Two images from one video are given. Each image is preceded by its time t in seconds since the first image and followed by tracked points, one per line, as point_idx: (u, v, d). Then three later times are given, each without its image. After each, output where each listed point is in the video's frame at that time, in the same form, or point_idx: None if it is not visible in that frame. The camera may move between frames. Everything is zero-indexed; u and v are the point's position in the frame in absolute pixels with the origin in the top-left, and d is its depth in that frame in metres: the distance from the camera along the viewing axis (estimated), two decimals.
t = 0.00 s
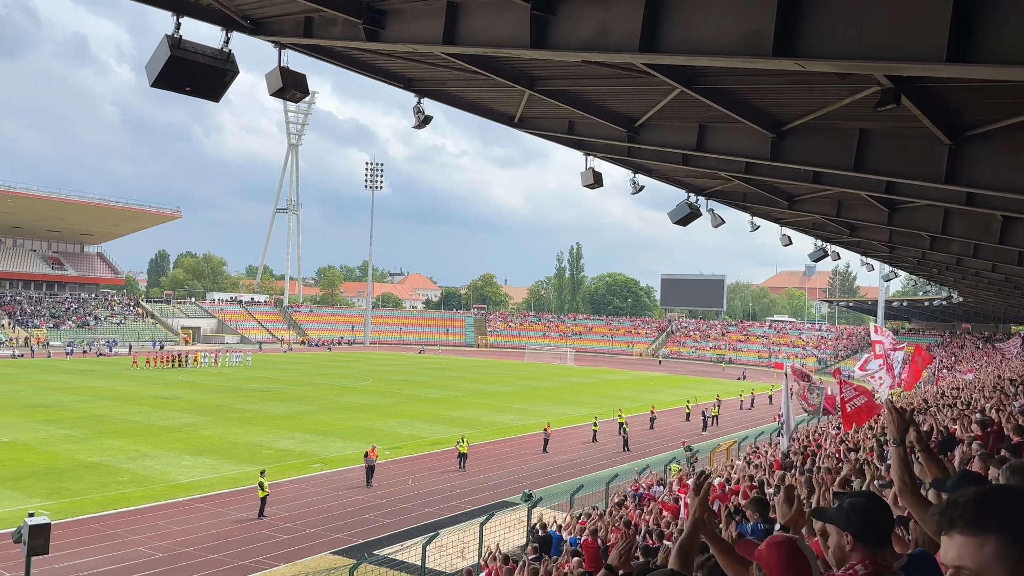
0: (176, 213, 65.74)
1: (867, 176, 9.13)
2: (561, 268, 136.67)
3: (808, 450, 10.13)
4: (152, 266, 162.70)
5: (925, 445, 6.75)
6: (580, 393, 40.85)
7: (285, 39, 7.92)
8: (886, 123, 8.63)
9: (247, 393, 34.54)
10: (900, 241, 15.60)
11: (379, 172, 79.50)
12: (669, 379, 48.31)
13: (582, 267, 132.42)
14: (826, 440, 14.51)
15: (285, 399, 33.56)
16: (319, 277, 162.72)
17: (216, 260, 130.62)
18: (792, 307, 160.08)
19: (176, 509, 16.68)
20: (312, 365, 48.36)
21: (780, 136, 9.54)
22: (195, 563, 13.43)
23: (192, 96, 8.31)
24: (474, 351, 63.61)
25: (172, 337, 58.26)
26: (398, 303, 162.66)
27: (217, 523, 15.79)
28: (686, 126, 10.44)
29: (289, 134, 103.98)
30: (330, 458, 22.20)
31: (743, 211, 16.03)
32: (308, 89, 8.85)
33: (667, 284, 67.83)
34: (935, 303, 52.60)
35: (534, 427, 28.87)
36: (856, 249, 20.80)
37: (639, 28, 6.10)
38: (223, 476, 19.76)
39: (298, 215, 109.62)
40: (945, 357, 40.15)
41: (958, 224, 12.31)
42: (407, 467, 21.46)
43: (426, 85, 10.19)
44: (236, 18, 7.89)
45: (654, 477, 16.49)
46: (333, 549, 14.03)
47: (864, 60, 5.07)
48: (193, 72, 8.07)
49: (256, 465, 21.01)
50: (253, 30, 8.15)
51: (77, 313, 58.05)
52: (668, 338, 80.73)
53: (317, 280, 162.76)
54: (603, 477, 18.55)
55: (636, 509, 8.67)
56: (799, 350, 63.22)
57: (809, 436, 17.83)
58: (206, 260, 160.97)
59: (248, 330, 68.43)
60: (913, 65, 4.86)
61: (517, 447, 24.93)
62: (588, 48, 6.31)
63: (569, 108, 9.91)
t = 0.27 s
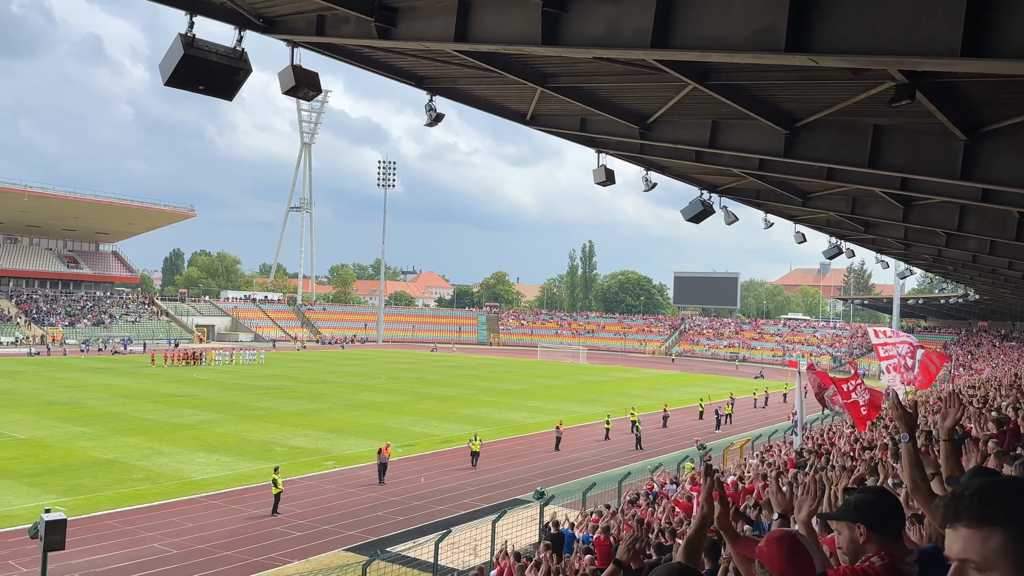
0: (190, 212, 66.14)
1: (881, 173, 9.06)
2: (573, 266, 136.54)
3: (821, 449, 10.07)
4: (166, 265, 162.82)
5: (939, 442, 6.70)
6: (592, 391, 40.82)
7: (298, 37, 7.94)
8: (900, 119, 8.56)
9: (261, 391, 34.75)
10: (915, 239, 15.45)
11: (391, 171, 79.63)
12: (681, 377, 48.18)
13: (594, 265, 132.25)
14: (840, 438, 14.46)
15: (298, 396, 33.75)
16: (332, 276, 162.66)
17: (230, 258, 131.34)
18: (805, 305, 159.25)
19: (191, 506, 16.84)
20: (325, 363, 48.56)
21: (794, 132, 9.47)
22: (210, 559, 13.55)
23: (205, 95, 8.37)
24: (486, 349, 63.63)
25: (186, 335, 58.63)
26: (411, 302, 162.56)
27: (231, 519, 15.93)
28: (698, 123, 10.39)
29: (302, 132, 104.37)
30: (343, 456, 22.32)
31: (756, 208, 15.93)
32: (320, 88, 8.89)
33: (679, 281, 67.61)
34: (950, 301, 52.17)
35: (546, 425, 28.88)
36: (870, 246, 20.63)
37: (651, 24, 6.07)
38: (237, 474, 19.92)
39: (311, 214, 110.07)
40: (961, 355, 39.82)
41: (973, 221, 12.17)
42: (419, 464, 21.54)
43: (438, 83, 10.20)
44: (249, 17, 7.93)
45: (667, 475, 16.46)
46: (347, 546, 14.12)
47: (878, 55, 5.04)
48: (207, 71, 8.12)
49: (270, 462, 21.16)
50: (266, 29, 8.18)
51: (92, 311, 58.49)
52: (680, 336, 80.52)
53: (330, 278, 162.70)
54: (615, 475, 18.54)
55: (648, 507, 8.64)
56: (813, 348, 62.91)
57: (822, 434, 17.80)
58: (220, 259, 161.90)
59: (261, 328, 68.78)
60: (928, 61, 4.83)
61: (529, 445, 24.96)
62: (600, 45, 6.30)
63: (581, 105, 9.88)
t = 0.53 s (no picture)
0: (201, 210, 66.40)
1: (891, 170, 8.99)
2: (583, 263, 136.48)
3: (832, 447, 10.02)
4: (177, 262, 162.92)
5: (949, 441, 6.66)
6: (601, 389, 40.78)
7: (307, 35, 7.95)
8: (912, 115, 8.49)
9: (271, 388, 34.92)
10: (928, 236, 15.31)
11: (401, 169, 79.70)
12: (691, 374, 48.06)
13: (604, 262, 131.84)
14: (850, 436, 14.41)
15: (308, 393, 33.90)
16: (342, 273, 162.71)
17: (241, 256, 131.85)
18: (816, 302, 158.47)
19: (203, 502, 16.97)
20: (335, 360, 48.71)
21: (804, 129, 9.42)
22: (221, 555, 13.65)
23: (215, 93, 8.41)
24: (496, 347, 63.58)
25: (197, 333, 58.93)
26: (420, 299, 162.59)
27: (242, 516, 16.03)
28: (708, 120, 10.34)
29: (312, 130, 104.57)
30: (353, 453, 22.41)
31: (767, 205, 15.83)
32: (330, 86, 8.92)
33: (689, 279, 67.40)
34: (962, 298, 51.72)
35: (555, 423, 28.86)
36: (882, 243, 20.47)
37: (660, 21, 6.04)
38: (247, 471, 20.03)
39: (321, 212, 110.39)
40: (974, 352, 39.52)
41: (986, 218, 12.05)
42: (429, 462, 21.58)
43: (447, 81, 10.20)
44: (259, 15, 7.95)
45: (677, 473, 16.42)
46: (357, 542, 14.18)
47: (887, 52, 5.02)
48: (217, 69, 8.16)
49: (280, 459, 21.27)
50: (275, 27, 8.20)
51: (104, 308, 58.83)
52: (690, 334, 80.33)
53: (340, 276, 162.73)
54: (625, 473, 18.52)
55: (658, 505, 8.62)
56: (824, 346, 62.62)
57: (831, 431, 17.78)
58: (230, 257, 162.87)
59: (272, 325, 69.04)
60: (938, 57, 4.80)
61: (538, 442, 24.96)
62: (609, 42, 6.28)
63: (590, 102, 9.86)
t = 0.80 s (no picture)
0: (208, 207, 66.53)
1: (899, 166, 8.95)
2: (589, 260, 136.41)
3: (839, 443, 10.01)
4: (184, 259, 162.87)
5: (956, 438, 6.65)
6: (607, 385, 40.80)
7: (314, 32, 7.93)
8: (919, 111, 8.45)
9: (278, 385, 35.04)
10: (935, 232, 15.24)
11: (407, 166, 79.67)
12: (698, 371, 48.00)
13: (611, 259, 131.67)
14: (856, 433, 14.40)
15: (315, 390, 34.01)
16: (348, 270, 162.77)
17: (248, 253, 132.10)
18: (824, 299, 158.06)
19: (210, 498, 17.05)
20: (342, 357, 48.80)
21: (811, 125, 9.39)
22: (229, 551, 13.72)
23: (222, 90, 8.43)
24: (502, 344, 63.61)
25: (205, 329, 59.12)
26: (427, 296, 162.69)
27: (249, 512, 16.10)
28: (715, 116, 10.31)
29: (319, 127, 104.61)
30: (360, 449, 22.48)
31: (774, 201, 15.76)
32: (336, 83, 8.92)
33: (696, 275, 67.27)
34: (970, 295, 51.50)
35: (561, 419, 28.90)
36: (889, 239, 20.38)
37: (667, 17, 6.02)
38: (255, 466, 20.12)
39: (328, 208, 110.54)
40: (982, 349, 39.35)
41: (994, 215, 11.97)
42: (435, 458, 21.63)
43: (454, 77, 10.19)
44: (265, 12, 7.95)
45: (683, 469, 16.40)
46: (363, 538, 14.23)
47: (895, 47, 5.01)
48: (223, 66, 8.17)
49: (287, 455, 21.37)
50: (282, 24, 8.20)
51: (112, 305, 59.03)
52: (696, 330, 80.24)
53: (347, 273, 162.78)
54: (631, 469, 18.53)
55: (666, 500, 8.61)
56: (831, 342, 62.49)
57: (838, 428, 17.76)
58: (237, 253, 163.24)
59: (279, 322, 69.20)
60: (945, 52, 4.79)
61: (544, 439, 24.98)
62: (616, 38, 6.26)
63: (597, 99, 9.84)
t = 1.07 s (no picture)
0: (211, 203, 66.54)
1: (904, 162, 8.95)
2: (592, 256, 136.22)
3: (844, 438, 10.01)
4: (188, 254, 163.08)
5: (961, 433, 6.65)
6: (610, 381, 40.82)
7: (317, 27, 7.91)
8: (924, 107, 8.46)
9: (282, 380, 35.11)
10: (939, 228, 15.21)
11: (410, 162, 79.67)
12: (701, 367, 48.01)
13: (614, 255, 131.55)
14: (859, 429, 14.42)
15: (319, 385, 34.09)
16: (351, 266, 162.86)
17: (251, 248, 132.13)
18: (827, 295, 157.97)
19: (215, 493, 17.12)
20: (346, 352, 48.89)
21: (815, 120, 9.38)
22: (233, 546, 13.77)
23: (226, 84, 8.44)
24: (505, 339, 63.63)
25: (209, 325, 59.23)
26: (430, 291, 162.75)
27: (253, 507, 16.17)
28: (718, 112, 10.27)
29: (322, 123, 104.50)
30: (363, 444, 22.55)
31: (778, 196, 15.72)
32: (340, 78, 8.93)
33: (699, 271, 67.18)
34: (975, 291, 51.39)
35: (564, 415, 28.92)
36: (893, 235, 20.34)
37: (671, 13, 6.02)
38: (258, 461, 20.19)
39: (331, 204, 110.54)
40: (986, 345, 39.25)
41: (998, 211, 11.95)
42: (439, 454, 21.68)
43: (456, 72, 10.17)
44: (269, 7, 7.94)
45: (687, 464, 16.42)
46: (367, 533, 14.28)
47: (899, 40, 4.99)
48: (227, 60, 8.17)
49: (291, 450, 21.43)
50: (285, 19, 8.19)
51: (116, 301, 59.12)
52: (700, 326, 80.17)
53: (350, 268, 162.87)
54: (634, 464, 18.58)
55: (667, 496, 8.59)
56: (835, 338, 62.43)
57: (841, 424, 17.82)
58: (241, 249, 163.40)
59: (283, 317, 69.31)
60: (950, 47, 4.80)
61: (548, 434, 25.02)
62: (619, 33, 6.27)
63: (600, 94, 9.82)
